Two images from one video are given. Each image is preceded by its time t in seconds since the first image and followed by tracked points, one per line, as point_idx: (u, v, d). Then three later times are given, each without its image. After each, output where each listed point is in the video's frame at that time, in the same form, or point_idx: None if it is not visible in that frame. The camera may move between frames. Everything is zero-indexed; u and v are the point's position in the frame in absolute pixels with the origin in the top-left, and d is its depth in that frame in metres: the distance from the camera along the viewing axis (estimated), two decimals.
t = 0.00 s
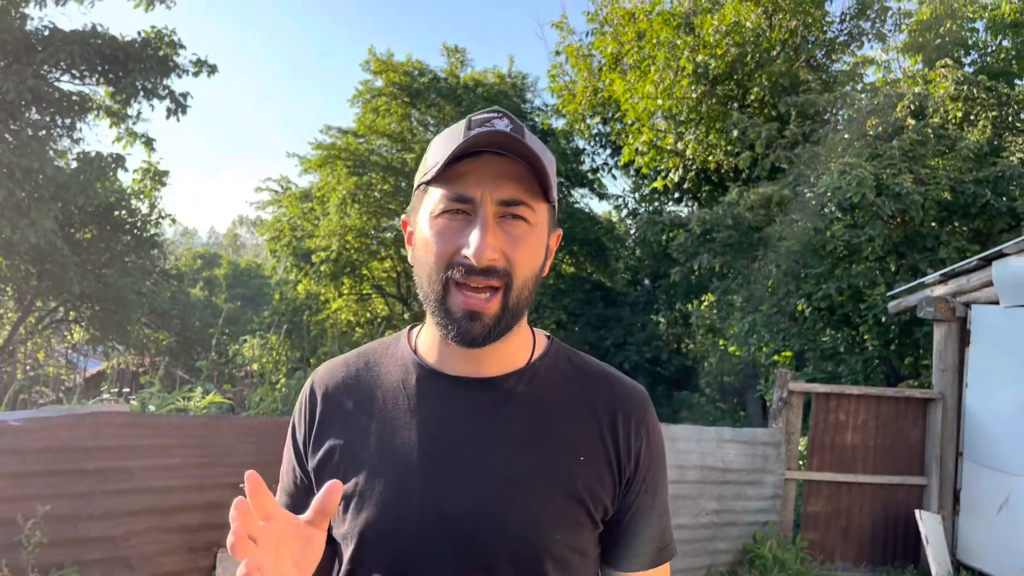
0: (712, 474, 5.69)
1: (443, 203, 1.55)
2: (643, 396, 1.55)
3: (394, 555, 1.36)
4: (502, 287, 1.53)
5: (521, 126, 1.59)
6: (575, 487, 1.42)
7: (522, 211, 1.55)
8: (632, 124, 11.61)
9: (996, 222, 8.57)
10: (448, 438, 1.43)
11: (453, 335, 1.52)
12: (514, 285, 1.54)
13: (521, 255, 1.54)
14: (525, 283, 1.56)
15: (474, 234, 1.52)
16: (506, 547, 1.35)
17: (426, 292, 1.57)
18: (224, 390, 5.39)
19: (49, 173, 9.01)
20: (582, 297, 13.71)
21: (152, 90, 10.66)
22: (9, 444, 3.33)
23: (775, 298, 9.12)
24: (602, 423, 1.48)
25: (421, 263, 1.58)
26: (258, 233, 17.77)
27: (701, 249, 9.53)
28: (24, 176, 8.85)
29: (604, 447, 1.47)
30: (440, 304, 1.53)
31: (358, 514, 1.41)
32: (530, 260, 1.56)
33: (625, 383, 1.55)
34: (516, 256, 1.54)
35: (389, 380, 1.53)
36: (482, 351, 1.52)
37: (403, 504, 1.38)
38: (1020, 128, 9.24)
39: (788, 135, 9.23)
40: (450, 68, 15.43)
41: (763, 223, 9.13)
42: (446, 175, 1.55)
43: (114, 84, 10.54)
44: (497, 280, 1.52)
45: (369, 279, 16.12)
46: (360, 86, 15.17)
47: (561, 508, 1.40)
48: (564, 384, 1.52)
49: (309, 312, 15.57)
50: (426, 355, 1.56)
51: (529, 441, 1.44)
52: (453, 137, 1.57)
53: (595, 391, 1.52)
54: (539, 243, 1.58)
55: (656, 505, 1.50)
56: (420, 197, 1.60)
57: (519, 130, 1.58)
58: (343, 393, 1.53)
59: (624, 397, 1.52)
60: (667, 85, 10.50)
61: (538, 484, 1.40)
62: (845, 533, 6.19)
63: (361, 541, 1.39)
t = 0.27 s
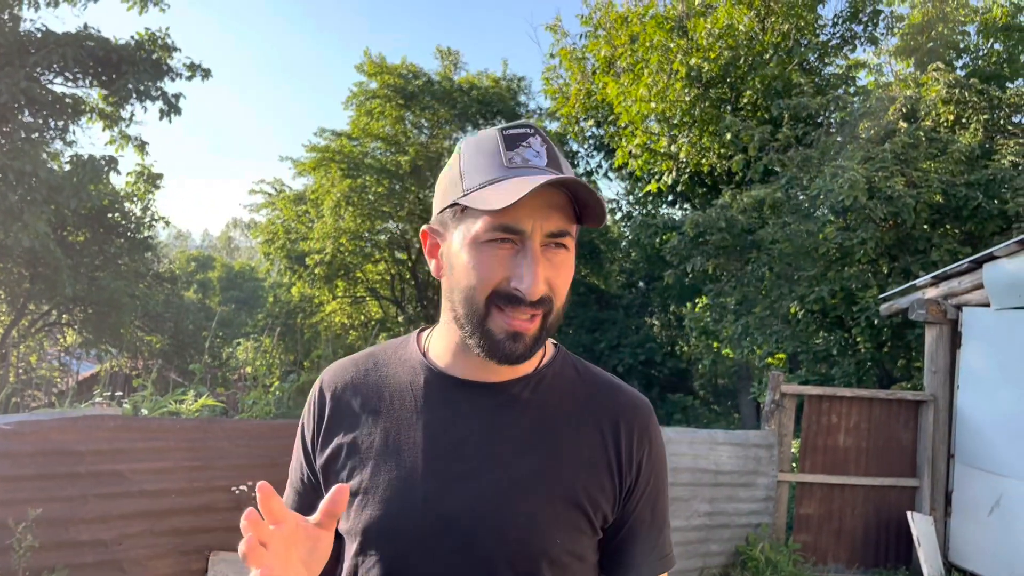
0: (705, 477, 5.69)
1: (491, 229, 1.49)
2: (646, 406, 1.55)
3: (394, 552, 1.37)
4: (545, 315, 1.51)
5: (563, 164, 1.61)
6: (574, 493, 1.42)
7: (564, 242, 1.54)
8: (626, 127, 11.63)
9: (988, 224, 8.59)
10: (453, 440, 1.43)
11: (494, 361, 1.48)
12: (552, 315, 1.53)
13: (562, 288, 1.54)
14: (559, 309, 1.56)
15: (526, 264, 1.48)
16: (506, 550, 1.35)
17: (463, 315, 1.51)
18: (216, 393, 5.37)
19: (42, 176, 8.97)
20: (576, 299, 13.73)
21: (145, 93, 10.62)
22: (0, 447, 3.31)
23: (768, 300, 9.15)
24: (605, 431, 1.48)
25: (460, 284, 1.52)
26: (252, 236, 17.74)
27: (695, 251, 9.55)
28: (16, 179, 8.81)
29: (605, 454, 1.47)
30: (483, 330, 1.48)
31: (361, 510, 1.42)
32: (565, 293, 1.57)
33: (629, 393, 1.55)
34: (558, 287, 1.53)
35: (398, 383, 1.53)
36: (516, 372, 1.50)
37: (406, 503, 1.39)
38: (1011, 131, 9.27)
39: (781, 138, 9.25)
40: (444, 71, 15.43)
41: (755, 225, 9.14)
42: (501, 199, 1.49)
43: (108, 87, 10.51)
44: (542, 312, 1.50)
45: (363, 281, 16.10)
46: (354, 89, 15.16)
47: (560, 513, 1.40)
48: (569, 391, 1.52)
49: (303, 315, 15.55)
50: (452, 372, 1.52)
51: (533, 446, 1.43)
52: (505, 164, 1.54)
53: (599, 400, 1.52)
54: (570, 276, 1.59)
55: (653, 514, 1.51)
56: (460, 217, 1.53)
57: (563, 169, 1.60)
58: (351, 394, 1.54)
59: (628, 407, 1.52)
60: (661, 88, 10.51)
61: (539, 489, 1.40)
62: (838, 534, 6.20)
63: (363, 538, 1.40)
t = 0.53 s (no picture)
0: (700, 478, 5.70)
1: (479, 235, 1.49)
2: (654, 418, 1.56)
3: (404, 558, 1.36)
4: (533, 324, 1.50)
5: (564, 167, 1.55)
6: (585, 503, 1.42)
7: (558, 250, 1.51)
8: (622, 129, 11.64)
9: (982, 226, 8.61)
10: (466, 447, 1.42)
11: (480, 368, 1.49)
12: (546, 322, 1.51)
13: (555, 296, 1.51)
14: (555, 318, 1.53)
15: (509, 272, 1.48)
16: (517, 560, 1.35)
17: (455, 321, 1.53)
18: (211, 395, 5.35)
19: (37, 178, 8.94)
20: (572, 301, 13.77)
21: (140, 95, 10.60)
22: None
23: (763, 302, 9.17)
24: (615, 442, 1.49)
25: (453, 290, 1.54)
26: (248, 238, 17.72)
27: (691, 253, 9.64)
28: (11, 181, 8.76)
29: (614, 466, 1.47)
30: (469, 335, 1.50)
31: (368, 516, 1.41)
32: (562, 300, 1.53)
33: (637, 404, 1.56)
34: (550, 295, 1.51)
35: (407, 387, 1.51)
36: (507, 379, 1.49)
37: (418, 509, 1.37)
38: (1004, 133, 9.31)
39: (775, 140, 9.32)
40: (440, 73, 15.43)
41: (750, 227, 9.18)
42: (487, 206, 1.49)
43: (102, 89, 10.48)
44: (529, 320, 1.49)
45: (358, 283, 16.10)
46: (350, 91, 15.15)
47: (570, 523, 1.40)
48: (580, 401, 1.52)
49: (298, 317, 15.52)
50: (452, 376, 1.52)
51: (544, 455, 1.44)
52: (500, 170, 1.52)
53: (610, 410, 1.52)
54: (572, 282, 1.55)
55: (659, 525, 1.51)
56: (457, 220, 1.55)
57: (562, 173, 1.54)
58: (359, 395, 1.51)
59: (637, 419, 1.52)
60: (655, 90, 10.53)
61: (550, 499, 1.40)
62: (833, 536, 6.22)
63: (372, 543, 1.39)
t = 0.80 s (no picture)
0: (696, 478, 5.71)
1: (481, 234, 1.50)
2: (653, 420, 1.56)
3: (406, 560, 1.36)
4: (536, 322, 1.49)
5: (565, 167, 1.55)
6: (585, 507, 1.43)
7: (559, 248, 1.51)
8: (618, 129, 11.64)
9: (977, 226, 8.67)
10: (470, 450, 1.42)
11: (483, 367, 1.48)
12: (548, 321, 1.51)
13: (557, 295, 1.51)
14: (557, 317, 1.53)
15: (511, 270, 1.48)
16: (518, 564, 1.36)
17: (455, 320, 1.53)
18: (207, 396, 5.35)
19: (34, 179, 8.94)
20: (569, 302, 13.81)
21: (136, 97, 10.59)
22: None
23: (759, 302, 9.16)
24: (616, 446, 1.49)
25: (453, 290, 1.54)
26: (244, 239, 17.71)
27: (687, 253, 9.60)
28: (9, 183, 8.73)
29: (614, 470, 1.48)
30: (471, 334, 1.49)
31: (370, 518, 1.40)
32: (564, 300, 1.53)
33: (638, 406, 1.56)
34: (551, 294, 1.50)
35: (409, 387, 1.50)
36: (510, 378, 1.49)
37: (421, 513, 1.37)
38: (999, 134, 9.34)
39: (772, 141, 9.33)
40: (437, 75, 15.45)
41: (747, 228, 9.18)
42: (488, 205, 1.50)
43: (99, 91, 10.47)
44: (531, 319, 1.49)
45: (355, 284, 16.09)
46: (347, 92, 15.15)
47: (571, 527, 1.41)
48: (582, 404, 1.52)
49: (295, 318, 15.49)
50: (453, 375, 1.51)
51: (546, 458, 1.44)
52: (500, 168, 1.52)
53: (611, 413, 1.52)
54: (573, 281, 1.55)
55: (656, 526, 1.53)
56: (458, 219, 1.55)
57: (563, 173, 1.53)
58: (361, 395, 1.50)
59: (638, 422, 1.53)
60: (651, 91, 10.54)
61: (551, 502, 1.41)
62: (829, 535, 6.23)
63: (374, 545, 1.38)
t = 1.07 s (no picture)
0: (694, 479, 5.71)
1: (452, 231, 1.48)
2: (646, 419, 1.52)
3: (393, 567, 1.33)
4: (519, 313, 1.46)
5: (533, 154, 1.51)
6: (576, 511, 1.39)
7: (534, 237, 1.48)
8: (617, 130, 11.64)
9: (976, 226, 8.66)
10: (457, 454, 1.39)
11: (468, 363, 1.45)
12: (531, 313, 1.48)
13: (539, 284, 1.47)
14: (541, 308, 1.50)
15: (487, 263, 1.45)
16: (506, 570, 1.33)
17: (439, 320, 1.50)
18: (206, 398, 5.35)
19: (31, 181, 8.93)
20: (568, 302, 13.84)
21: (134, 99, 10.60)
22: None
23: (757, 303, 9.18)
24: (608, 447, 1.45)
25: (434, 291, 1.52)
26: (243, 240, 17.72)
27: (685, 254, 9.52)
28: (7, 184, 8.72)
29: (606, 472, 1.44)
30: (454, 332, 1.46)
31: (358, 524, 1.38)
32: (547, 288, 1.49)
33: (630, 407, 1.52)
34: (532, 284, 1.47)
35: (397, 393, 1.48)
36: (496, 374, 1.46)
37: (408, 518, 1.35)
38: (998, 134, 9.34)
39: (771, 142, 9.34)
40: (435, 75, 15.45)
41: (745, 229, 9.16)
42: (457, 202, 1.48)
43: (97, 93, 10.46)
44: (514, 311, 1.45)
45: (354, 285, 16.09)
46: (345, 93, 15.16)
47: (561, 531, 1.37)
48: (572, 406, 1.48)
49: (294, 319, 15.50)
50: (440, 377, 1.49)
51: (536, 461, 1.41)
52: (463, 164, 1.50)
53: (602, 414, 1.48)
54: (554, 269, 1.52)
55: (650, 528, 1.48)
56: (430, 221, 1.53)
57: (532, 160, 1.49)
58: (349, 401, 1.48)
59: (630, 422, 1.49)
60: (649, 92, 10.55)
61: (541, 506, 1.38)
62: (827, 536, 6.23)
63: (361, 552, 1.36)
